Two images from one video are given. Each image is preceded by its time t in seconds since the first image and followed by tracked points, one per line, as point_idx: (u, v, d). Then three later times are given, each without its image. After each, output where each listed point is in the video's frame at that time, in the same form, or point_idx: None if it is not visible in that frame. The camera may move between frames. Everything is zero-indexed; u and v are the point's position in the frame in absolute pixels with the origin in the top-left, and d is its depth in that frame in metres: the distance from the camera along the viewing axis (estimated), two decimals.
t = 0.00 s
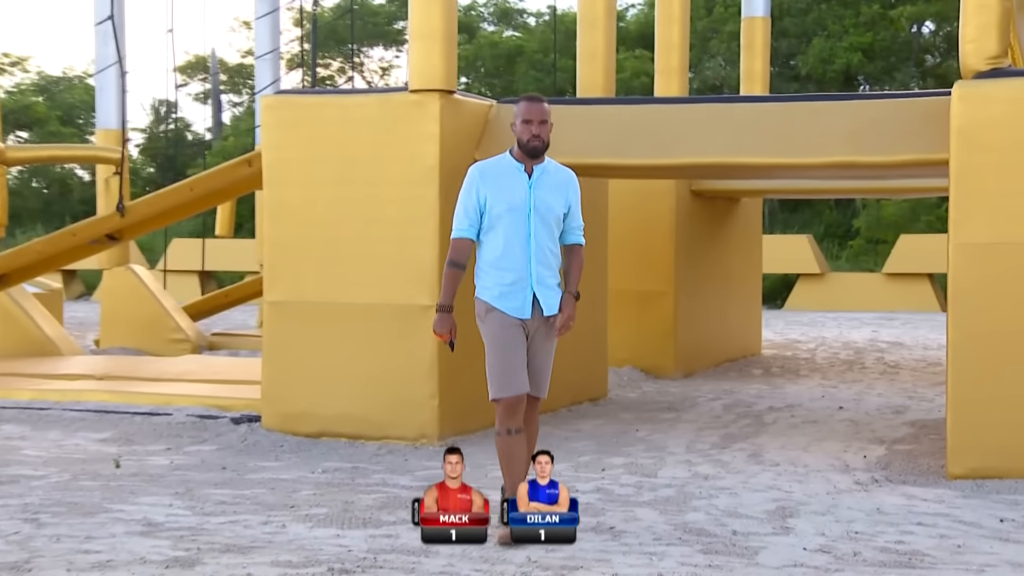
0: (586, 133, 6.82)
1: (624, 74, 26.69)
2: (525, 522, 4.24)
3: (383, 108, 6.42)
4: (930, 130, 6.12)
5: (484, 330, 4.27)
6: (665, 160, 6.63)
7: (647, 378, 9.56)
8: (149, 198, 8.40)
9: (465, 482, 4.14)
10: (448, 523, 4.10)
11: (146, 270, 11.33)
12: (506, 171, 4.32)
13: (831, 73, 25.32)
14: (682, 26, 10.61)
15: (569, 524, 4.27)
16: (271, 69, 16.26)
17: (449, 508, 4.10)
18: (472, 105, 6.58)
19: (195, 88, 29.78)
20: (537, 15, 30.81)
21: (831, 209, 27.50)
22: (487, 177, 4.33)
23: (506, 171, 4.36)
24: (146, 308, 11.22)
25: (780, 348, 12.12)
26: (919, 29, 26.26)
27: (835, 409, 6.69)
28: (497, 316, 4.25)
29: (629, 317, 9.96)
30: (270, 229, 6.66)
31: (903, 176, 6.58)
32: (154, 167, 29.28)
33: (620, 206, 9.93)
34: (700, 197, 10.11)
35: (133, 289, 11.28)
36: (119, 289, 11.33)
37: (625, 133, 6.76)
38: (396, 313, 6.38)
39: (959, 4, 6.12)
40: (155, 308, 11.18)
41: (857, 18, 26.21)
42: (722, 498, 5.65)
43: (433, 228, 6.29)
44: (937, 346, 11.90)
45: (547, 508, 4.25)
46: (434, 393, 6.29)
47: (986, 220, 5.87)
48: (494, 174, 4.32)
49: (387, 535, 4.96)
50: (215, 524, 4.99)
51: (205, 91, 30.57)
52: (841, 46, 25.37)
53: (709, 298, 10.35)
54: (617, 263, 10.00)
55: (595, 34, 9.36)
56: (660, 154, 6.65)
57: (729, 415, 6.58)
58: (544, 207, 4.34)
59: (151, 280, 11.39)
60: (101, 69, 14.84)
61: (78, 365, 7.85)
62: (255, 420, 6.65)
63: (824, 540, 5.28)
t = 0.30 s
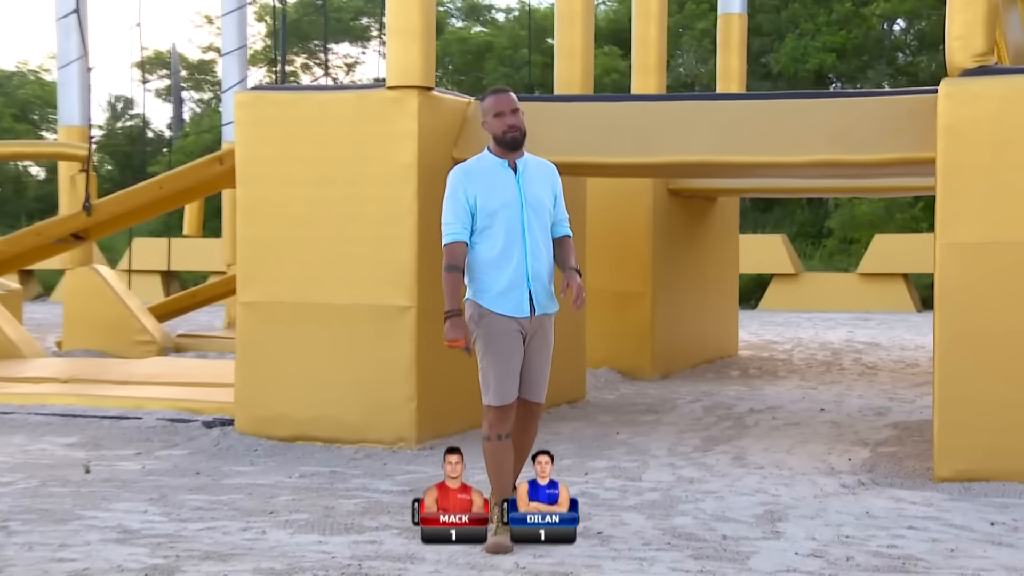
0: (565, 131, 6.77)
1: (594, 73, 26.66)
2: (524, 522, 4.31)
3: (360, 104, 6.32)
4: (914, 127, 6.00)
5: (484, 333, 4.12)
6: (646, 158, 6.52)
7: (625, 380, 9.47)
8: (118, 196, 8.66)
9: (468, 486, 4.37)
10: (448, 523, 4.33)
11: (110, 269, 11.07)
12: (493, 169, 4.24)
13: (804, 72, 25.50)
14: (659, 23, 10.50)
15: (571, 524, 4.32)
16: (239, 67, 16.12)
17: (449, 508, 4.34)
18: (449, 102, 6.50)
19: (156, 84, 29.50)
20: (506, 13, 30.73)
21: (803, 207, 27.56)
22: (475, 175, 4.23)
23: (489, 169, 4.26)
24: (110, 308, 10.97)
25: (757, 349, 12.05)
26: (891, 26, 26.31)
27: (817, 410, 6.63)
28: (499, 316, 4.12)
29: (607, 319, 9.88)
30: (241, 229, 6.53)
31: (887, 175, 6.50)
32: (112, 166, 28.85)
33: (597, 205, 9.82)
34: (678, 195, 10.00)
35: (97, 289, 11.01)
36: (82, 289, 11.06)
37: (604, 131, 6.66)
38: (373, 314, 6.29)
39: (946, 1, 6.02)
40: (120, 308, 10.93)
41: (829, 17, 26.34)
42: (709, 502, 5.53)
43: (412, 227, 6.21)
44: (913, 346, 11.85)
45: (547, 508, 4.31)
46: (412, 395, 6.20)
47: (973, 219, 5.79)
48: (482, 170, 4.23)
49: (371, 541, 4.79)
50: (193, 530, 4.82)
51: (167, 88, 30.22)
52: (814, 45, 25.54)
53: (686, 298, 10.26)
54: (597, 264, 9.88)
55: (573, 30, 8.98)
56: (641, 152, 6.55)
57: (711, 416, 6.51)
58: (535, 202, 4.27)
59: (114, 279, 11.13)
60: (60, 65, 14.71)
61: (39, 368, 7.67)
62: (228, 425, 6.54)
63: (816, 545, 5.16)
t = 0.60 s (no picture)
0: (548, 128, 6.64)
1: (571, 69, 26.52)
2: (524, 522, 4.13)
3: (340, 101, 6.22)
4: (905, 125, 5.89)
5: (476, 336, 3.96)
6: (632, 156, 6.40)
7: (608, 382, 9.37)
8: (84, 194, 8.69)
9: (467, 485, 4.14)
10: (448, 523, 4.11)
11: (75, 269, 10.86)
12: (481, 167, 4.05)
13: (782, 68, 25.43)
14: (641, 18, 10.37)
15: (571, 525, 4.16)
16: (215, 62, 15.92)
17: (449, 508, 4.11)
18: (431, 98, 6.43)
19: (119, 78, 28.77)
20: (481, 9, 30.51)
21: (780, 206, 27.56)
22: (463, 175, 4.05)
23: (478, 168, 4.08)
24: (75, 309, 10.75)
25: (739, 350, 11.97)
26: (868, 23, 26.28)
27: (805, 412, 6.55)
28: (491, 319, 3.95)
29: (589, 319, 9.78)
30: (218, 229, 6.41)
31: (877, 173, 6.40)
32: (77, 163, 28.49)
33: (576, 205, 9.70)
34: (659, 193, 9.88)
35: (62, 290, 10.79)
36: (46, 289, 10.84)
37: (588, 129, 6.55)
38: (353, 315, 6.19)
39: None
40: (85, 309, 10.71)
41: (808, 14, 26.22)
42: (701, 507, 5.40)
43: (394, 224, 6.13)
44: (895, 347, 11.78)
45: (547, 508, 4.13)
46: (394, 398, 6.11)
47: (968, 219, 5.64)
48: (469, 170, 4.05)
49: (358, 548, 4.59)
50: (173, 538, 4.64)
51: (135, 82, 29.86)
52: (792, 43, 25.48)
53: (669, 298, 10.17)
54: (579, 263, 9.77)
55: (556, 24, 8.93)
56: (627, 149, 6.43)
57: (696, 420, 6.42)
58: (527, 201, 4.07)
59: (80, 279, 10.91)
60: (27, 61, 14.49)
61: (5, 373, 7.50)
62: (203, 428, 6.40)
63: (814, 549, 4.99)
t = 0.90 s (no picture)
0: (529, 126, 6.52)
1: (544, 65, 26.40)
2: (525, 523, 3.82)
3: (317, 97, 6.08)
4: (891, 124, 5.80)
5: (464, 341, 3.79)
6: (616, 153, 6.27)
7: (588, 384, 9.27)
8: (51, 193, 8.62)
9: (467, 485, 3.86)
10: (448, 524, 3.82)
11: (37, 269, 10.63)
12: (480, 166, 3.83)
13: (758, 64, 25.42)
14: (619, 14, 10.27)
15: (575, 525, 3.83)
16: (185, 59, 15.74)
17: (449, 508, 3.83)
18: (410, 95, 6.30)
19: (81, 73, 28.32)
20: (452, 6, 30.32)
21: (754, 205, 27.55)
22: (463, 174, 3.84)
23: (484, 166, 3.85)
24: (38, 309, 10.48)
25: (718, 351, 11.91)
26: (842, 20, 26.28)
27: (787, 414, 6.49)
28: (476, 322, 3.76)
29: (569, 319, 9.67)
30: (191, 228, 6.26)
31: (860, 172, 6.32)
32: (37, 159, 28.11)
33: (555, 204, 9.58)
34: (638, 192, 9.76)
35: (25, 291, 10.54)
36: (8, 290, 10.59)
37: (571, 127, 6.43)
38: (330, 314, 6.05)
39: None
40: (48, 311, 10.44)
41: (782, 10, 26.25)
42: (691, 511, 5.27)
43: (373, 224, 6.00)
44: (873, 347, 11.73)
45: (548, 509, 3.81)
46: (373, 401, 5.98)
47: (958, 218, 5.54)
48: (467, 168, 3.83)
49: (343, 555, 4.41)
50: (152, 545, 4.47)
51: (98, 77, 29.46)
52: (766, 39, 25.48)
53: (649, 298, 10.09)
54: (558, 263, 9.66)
55: (535, 18, 9.08)
56: (610, 146, 6.30)
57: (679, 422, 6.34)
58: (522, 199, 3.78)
59: (42, 280, 10.68)
60: None
61: None
62: (176, 433, 6.26)
63: (808, 555, 4.83)
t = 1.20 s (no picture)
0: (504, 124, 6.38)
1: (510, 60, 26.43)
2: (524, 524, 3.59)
3: (287, 94, 5.93)
4: (871, 122, 5.72)
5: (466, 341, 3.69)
6: (592, 152, 6.15)
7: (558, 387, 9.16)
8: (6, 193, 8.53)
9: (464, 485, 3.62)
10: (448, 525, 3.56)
11: None
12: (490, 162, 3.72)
13: (724, 61, 25.49)
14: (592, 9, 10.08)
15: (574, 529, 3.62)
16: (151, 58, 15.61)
17: (449, 508, 3.57)
18: (382, 93, 6.15)
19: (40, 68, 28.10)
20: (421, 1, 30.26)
21: (720, 205, 27.62)
22: (473, 170, 3.74)
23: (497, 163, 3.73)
24: None
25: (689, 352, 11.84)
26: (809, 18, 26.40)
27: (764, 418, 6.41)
28: (478, 322, 3.66)
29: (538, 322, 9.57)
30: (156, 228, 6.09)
31: (839, 172, 6.25)
32: None
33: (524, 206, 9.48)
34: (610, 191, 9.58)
35: None
36: None
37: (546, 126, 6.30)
38: (300, 316, 5.90)
39: None
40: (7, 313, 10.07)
41: (747, 7, 26.37)
42: (672, 516, 5.14)
43: (343, 223, 5.85)
44: (844, 348, 11.67)
45: (549, 509, 3.60)
46: (344, 405, 5.84)
47: (942, 217, 5.40)
48: (477, 165, 3.73)
49: (321, 562, 4.24)
50: (121, 554, 4.29)
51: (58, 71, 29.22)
52: (732, 36, 25.58)
53: (621, 298, 10.00)
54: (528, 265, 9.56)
55: (506, 15, 8.94)
56: (585, 145, 6.17)
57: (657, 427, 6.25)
58: (525, 198, 3.64)
59: None
60: None
61: None
62: (140, 438, 6.09)
63: (795, 559, 4.67)
